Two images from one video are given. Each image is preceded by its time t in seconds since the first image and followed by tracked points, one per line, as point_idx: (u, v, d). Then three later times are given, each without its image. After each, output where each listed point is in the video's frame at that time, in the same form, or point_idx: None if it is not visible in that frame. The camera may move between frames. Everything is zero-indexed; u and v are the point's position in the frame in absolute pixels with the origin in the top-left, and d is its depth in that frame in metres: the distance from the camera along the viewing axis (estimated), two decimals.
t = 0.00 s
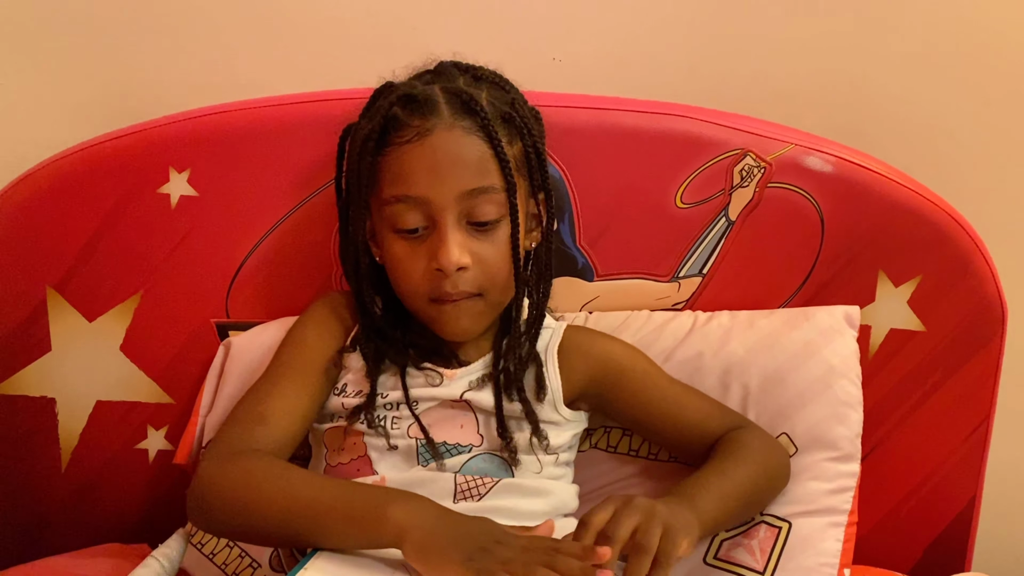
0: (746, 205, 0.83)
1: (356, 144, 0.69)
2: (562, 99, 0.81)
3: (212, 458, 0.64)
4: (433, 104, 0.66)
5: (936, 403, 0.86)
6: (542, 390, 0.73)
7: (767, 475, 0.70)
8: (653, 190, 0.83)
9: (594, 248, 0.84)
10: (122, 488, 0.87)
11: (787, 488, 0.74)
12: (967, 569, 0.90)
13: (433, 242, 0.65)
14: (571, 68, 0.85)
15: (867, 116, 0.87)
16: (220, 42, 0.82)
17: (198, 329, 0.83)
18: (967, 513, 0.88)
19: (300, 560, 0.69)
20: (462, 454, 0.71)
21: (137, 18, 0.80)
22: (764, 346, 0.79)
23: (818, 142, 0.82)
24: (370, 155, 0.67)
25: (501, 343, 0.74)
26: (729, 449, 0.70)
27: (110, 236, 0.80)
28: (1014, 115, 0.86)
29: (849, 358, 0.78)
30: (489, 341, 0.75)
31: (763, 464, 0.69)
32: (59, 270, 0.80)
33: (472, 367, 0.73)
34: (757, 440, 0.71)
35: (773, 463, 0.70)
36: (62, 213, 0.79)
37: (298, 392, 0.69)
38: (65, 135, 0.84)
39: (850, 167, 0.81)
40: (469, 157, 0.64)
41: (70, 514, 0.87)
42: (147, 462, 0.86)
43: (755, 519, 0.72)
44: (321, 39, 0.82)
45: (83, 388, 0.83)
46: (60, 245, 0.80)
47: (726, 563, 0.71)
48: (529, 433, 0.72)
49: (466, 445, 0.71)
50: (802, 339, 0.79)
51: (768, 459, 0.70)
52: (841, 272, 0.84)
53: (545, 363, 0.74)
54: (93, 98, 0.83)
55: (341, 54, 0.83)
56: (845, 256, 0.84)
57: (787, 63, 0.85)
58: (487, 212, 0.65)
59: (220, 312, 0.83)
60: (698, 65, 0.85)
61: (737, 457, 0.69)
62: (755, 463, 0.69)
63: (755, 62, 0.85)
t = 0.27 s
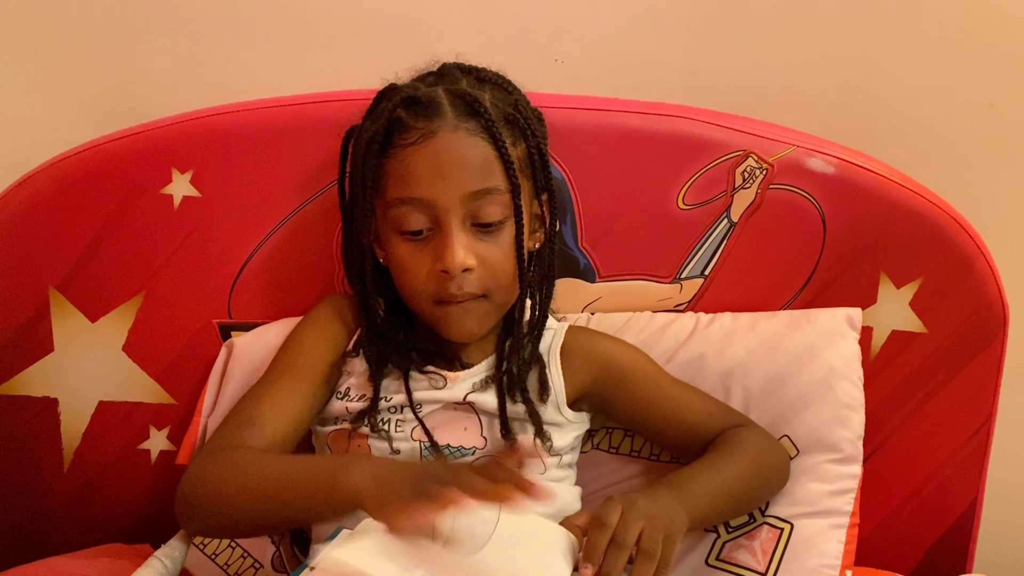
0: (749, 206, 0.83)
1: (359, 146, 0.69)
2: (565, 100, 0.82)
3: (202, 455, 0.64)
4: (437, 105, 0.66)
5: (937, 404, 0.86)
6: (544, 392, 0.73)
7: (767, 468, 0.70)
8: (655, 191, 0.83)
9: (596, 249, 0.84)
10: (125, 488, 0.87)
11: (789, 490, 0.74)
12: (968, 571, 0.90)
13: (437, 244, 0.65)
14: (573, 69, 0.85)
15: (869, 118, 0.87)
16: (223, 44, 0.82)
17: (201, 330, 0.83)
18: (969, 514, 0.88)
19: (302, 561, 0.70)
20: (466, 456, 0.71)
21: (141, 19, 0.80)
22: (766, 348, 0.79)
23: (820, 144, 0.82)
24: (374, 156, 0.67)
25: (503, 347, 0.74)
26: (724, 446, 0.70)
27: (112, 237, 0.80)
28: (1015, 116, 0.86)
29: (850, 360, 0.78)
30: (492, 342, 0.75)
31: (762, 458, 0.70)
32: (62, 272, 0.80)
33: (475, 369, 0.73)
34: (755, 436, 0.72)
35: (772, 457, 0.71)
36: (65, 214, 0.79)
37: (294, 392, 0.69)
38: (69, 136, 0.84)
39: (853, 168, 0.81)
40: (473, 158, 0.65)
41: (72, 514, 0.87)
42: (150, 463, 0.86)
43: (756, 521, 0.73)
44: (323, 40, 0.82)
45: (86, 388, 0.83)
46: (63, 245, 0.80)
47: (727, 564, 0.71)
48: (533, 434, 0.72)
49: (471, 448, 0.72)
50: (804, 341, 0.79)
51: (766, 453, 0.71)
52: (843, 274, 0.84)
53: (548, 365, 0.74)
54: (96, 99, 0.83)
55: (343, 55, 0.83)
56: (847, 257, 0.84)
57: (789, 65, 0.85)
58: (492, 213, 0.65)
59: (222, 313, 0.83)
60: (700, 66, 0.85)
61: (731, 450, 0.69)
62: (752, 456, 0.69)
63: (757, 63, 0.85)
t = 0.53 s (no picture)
0: (749, 209, 0.83)
1: (360, 148, 0.69)
2: (566, 104, 0.82)
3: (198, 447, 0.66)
4: (439, 108, 0.66)
5: (938, 408, 0.86)
6: (541, 398, 0.73)
7: (769, 469, 0.70)
8: (656, 194, 0.83)
9: (597, 252, 0.85)
10: (125, 491, 0.87)
11: (790, 493, 0.74)
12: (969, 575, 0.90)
13: (438, 246, 0.65)
14: (575, 73, 0.85)
15: (870, 122, 0.87)
16: (226, 47, 0.82)
17: (202, 333, 0.83)
18: (970, 518, 0.88)
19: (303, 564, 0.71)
20: (463, 460, 0.71)
21: (144, 22, 0.81)
22: (767, 352, 0.79)
23: (820, 147, 0.82)
24: (376, 159, 0.67)
25: (502, 353, 0.74)
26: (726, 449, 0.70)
27: (113, 240, 0.80)
28: (1016, 119, 0.86)
29: (851, 364, 0.78)
30: (489, 349, 0.75)
31: (762, 460, 0.70)
32: (62, 275, 0.80)
33: (472, 374, 0.73)
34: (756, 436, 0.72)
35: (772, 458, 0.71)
36: (66, 216, 0.79)
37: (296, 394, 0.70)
38: (71, 138, 0.84)
39: (854, 172, 0.81)
40: (475, 161, 0.65)
41: (73, 517, 0.87)
42: (151, 465, 0.86)
43: (757, 524, 0.73)
44: (325, 43, 0.82)
45: (87, 390, 0.83)
46: (64, 247, 0.80)
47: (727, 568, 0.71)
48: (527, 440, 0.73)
49: (467, 452, 0.72)
50: (804, 345, 0.79)
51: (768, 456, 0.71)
52: (844, 277, 0.84)
53: (546, 371, 0.74)
54: (98, 102, 0.83)
55: (345, 58, 0.83)
56: (847, 261, 0.84)
57: (790, 68, 0.85)
58: (494, 215, 0.65)
59: (223, 315, 0.83)
60: (701, 70, 0.85)
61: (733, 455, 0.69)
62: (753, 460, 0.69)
63: (759, 67, 0.85)
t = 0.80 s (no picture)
0: (751, 210, 0.83)
1: (365, 152, 0.69)
2: (568, 105, 0.82)
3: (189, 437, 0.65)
4: (443, 110, 0.66)
5: (940, 409, 0.86)
6: (543, 400, 0.73)
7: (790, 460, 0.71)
8: (658, 195, 0.83)
9: (598, 253, 0.85)
10: (127, 491, 0.87)
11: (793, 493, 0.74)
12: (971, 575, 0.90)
13: (449, 247, 0.65)
14: (576, 74, 0.85)
15: (872, 123, 0.87)
16: (227, 48, 0.82)
17: (204, 333, 0.83)
18: (971, 519, 0.88)
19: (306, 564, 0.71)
20: (464, 461, 0.71)
21: (145, 23, 0.81)
22: (770, 354, 0.79)
23: (822, 149, 0.82)
24: (382, 162, 0.67)
25: (506, 353, 0.74)
26: (754, 445, 0.70)
27: (116, 241, 0.80)
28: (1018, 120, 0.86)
29: (853, 366, 0.78)
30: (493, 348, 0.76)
31: (786, 453, 0.71)
32: (65, 275, 0.81)
33: (476, 374, 0.73)
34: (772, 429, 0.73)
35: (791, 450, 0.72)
36: (69, 217, 0.79)
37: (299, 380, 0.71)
38: (72, 140, 0.84)
39: (856, 173, 0.81)
40: (482, 161, 0.65)
41: (76, 517, 0.87)
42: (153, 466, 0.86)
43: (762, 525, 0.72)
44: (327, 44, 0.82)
45: (89, 391, 0.84)
46: (67, 248, 0.80)
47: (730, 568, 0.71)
48: (529, 442, 0.73)
49: (469, 453, 0.72)
50: (806, 348, 0.79)
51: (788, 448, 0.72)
52: (845, 278, 0.84)
53: (548, 373, 0.74)
54: (101, 103, 0.83)
55: (347, 59, 0.83)
56: (849, 262, 0.84)
57: (793, 69, 0.85)
58: (503, 213, 0.66)
59: (226, 316, 0.83)
60: (703, 71, 0.85)
61: (760, 452, 0.70)
62: (779, 454, 0.71)
63: (761, 68, 0.85)
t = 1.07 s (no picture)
0: (753, 209, 0.83)
1: (388, 148, 0.68)
2: (570, 104, 0.82)
3: (185, 428, 0.65)
4: (470, 109, 0.66)
5: (942, 408, 0.86)
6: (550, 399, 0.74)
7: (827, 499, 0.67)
8: (660, 194, 0.83)
9: (601, 252, 0.85)
10: (130, 490, 0.87)
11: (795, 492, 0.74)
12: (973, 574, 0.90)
13: (472, 247, 0.65)
14: (578, 73, 0.85)
15: (873, 122, 0.87)
16: (229, 47, 0.82)
17: (206, 332, 0.84)
18: (973, 518, 0.88)
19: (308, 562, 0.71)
20: (470, 458, 0.71)
21: (147, 23, 0.81)
22: (773, 355, 0.79)
23: (824, 148, 0.82)
24: (406, 159, 0.67)
25: (514, 352, 0.74)
26: (799, 484, 0.66)
27: (120, 239, 0.81)
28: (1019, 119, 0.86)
29: (856, 367, 0.78)
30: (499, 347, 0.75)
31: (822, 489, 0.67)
32: (69, 273, 0.81)
33: (484, 371, 0.73)
34: (801, 450, 0.70)
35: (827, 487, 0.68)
36: (73, 216, 0.79)
37: (300, 377, 0.71)
38: (75, 139, 0.84)
39: (858, 172, 0.82)
40: (509, 163, 0.65)
41: (78, 516, 0.88)
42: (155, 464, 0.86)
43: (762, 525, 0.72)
44: (328, 43, 0.82)
45: (92, 389, 0.84)
46: (70, 247, 0.80)
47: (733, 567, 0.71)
48: (535, 440, 0.73)
49: (475, 450, 0.72)
50: (809, 349, 0.79)
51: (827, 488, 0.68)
52: (847, 277, 0.84)
53: (556, 373, 0.74)
54: (103, 102, 0.83)
55: (348, 58, 0.83)
56: (851, 261, 0.84)
57: (794, 68, 0.85)
58: (526, 216, 0.66)
59: (228, 315, 0.83)
60: (704, 70, 0.85)
61: (808, 496, 0.66)
62: (820, 495, 0.66)
63: (762, 67, 0.85)
